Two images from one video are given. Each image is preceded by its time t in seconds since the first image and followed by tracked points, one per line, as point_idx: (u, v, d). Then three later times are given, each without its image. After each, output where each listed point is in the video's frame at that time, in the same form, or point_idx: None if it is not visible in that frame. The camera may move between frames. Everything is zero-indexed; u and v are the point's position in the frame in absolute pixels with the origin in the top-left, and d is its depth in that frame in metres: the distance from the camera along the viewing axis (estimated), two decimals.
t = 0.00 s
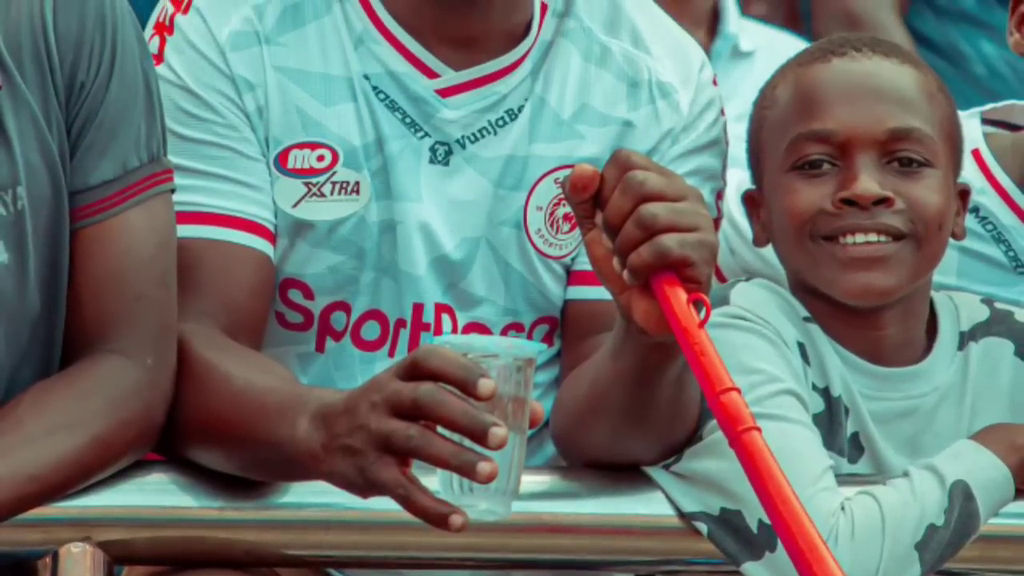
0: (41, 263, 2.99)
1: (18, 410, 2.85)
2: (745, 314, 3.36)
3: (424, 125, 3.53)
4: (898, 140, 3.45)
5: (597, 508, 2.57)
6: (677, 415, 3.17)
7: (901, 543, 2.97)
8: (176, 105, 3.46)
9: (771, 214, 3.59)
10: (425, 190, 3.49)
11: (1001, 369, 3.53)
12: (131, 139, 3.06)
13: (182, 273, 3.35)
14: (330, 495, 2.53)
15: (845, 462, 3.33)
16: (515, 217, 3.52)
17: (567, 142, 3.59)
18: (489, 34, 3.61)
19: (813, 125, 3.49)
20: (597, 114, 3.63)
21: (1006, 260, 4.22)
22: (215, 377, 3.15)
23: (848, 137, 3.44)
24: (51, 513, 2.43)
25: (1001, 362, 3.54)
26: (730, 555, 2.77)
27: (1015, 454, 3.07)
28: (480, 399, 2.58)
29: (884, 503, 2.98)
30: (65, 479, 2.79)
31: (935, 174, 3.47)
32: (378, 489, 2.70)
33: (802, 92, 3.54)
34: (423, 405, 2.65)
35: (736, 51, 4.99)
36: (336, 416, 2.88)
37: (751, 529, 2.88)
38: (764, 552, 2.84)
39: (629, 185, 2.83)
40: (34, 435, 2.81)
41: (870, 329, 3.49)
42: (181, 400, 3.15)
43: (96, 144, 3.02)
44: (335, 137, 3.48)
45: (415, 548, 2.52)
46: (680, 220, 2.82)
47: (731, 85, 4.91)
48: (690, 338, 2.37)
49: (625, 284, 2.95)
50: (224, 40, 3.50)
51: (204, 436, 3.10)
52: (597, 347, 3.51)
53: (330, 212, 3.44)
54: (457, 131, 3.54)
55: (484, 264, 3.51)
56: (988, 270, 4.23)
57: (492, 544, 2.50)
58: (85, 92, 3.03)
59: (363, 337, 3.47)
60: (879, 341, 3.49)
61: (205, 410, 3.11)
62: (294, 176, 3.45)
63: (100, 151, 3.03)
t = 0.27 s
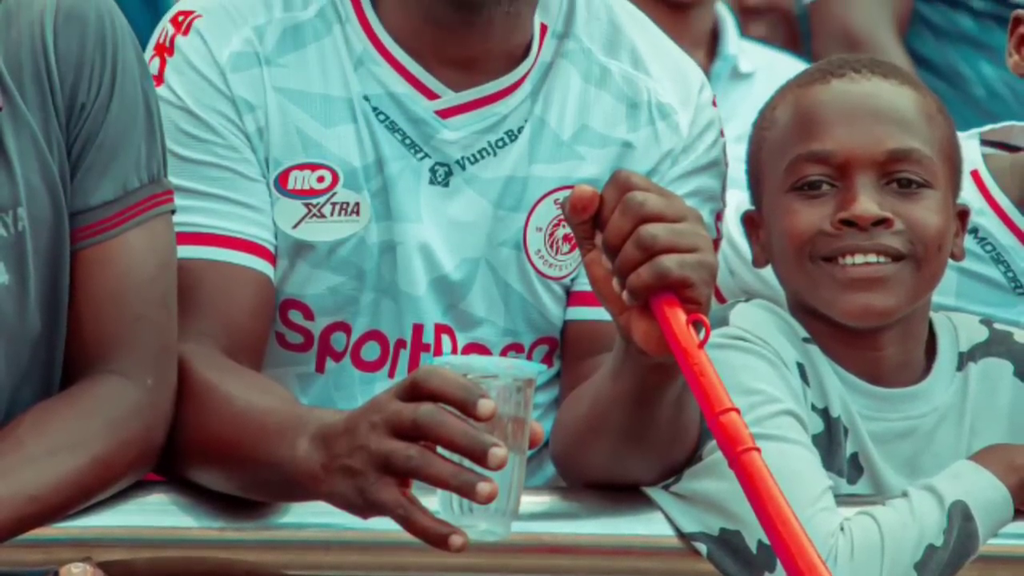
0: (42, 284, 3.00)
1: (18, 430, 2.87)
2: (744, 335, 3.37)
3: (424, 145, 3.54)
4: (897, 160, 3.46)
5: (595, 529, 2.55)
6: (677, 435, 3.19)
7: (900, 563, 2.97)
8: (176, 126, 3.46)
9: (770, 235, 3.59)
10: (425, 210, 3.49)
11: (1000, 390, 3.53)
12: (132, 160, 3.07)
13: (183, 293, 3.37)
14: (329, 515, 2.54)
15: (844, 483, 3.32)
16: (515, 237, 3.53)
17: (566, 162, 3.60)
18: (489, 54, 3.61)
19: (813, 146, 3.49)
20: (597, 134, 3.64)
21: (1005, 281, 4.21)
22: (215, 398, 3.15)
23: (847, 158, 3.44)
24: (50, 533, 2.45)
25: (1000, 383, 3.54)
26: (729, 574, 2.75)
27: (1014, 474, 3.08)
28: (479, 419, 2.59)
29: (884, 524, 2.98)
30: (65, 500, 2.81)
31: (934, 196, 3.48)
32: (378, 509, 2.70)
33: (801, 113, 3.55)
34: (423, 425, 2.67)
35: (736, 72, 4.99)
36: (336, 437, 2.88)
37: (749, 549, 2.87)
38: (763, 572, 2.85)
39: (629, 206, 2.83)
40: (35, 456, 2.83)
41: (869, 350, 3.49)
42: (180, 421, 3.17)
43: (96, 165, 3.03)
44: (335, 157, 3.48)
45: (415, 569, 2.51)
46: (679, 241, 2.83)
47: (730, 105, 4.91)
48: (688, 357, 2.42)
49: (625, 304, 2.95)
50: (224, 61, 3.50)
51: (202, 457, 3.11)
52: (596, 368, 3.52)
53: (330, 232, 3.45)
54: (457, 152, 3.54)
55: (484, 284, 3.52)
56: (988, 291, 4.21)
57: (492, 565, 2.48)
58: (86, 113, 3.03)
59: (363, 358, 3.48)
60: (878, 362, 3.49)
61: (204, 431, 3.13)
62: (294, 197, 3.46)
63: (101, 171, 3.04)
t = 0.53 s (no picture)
0: (42, 304, 3.00)
1: (19, 450, 2.89)
2: (744, 355, 3.37)
3: (424, 166, 3.54)
4: (897, 182, 3.46)
5: (594, 549, 2.61)
6: (676, 457, 3.19)
7: None
8: (176, 146, 3.47)
9: (769, 255, 3.60)
10: (425, 231, 3.50)
11: (999, 410, 3.52)
12: (132, 181, 3.07)
13: (183, 314, 3.37)
14: (329, 535, 2.54)
15: (843, 503, 3.34)
16: (514, 258, 3.53)
17: (566, 183, 3.60)
18: (489, 76, 3.61)
19: (812, 167, 3.50)
20: (597, 155, 3.64)
21: (1004, 301, 4.20)
22: (216, 418, 3.16)
23: (846, 179, 3.45)
24: (51, 554, 2.47)
25: (999, 404, 3.53)
26: None
27: (1013, 494, 3.09)
28: (479, 440, 2.61)
29: (883, 543, 2.98)
30: (66, 519, 2.81)
31: (933, 217, 3.48)
32: (378, 530, 2.70)
33: (801, 134, 3.56)
34: (423, 446, 2.66)
35: (736, 93, 4.99)
36: (336, 457, 2.88)
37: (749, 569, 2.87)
38: None
39: (628, 227, 2.84)
40: (36, 475, 2.85)
41: (868, 370, 3.49)
42: (181, 441, 3.18)
43: (96, 187, 3.04)
44: (335, 178, 3.49)
45: None
46: (679, 262, 2.83)
47: (730, 126, 4.92)
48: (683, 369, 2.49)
49: (624, 325, 2.96)
50: (224, 82, 3.50)
51: (203, 477, 3.13)
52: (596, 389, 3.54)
53: (329, 253, 3.45)
54: (456, 173, 3.55)
55: (483, 305, 3.52)
56: (987, 311, 4.21)
57: None
58: (86, 134, 3.05)
59: (363, 379, 3.49)
60: (877, 382, 3.50)
61: (205, 450, 3.14)
62: (294, 218, 3.46)
63: (101, 193, 3.05)
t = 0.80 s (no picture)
0: (43, 324, 3.01)
1: (19, 470, 2.90)
2: (743, 376, 3.37)
3: (424, 187, 3.54)
4: (896, 203, 3.47)
5: (596, 567, 2.65)
6: (675, 477, 3.19)
7: None
8: (177, 167, 3.47)
9: (768, 276, 3.60)
10: (425, 252, 3.50)
11: (999, 431, 3.52)
12: (132, 202, 3.08)
13: (183, 334, 3.38)
14: (328, 556, 2.56)
15: (842, 524, 3.35)
16: (514, 278, 3.54)
17: (565, 205, 3.61)
18: (489, 97, 3.62)
19: (811, 188, 3.50)
20: (596, 176, 3.65)
21: (1003, 321, 4.19)
22: (216, 439, 3.15)
23: (845, 200, 3.45)
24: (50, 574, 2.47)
25: (998, 425, 3.53)
26: None
27: (1012, 515, 3.09)
28: (479, 460, 2.61)
29: (882, 563, 2.98)
30: (65, 539, 2.85)
31: (932, 238, 3.49)
32: (378, 550, 2.74)
33: (801, 156, 3.56)
34: (424, 467, 2.67)
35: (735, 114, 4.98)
36: (336, 477, 2.88)
37: None
38: None
39: (627, 248, 2.85)
40: (35, 496, 2.86)
41: (867, 391, 3.50)
42: (180, 462, 3.17)
43: (97, 208, 3.05)
44: (334, 199, 3.50)
45: None
46: (679, 283, 2.84)
47: (729, 147, 4.92)
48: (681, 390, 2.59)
49: (624, 346, 2.95)
50: (225, 103, 3.50)
51: (206, 497, 3.12)
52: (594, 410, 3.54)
53: (330, 273, 3.46)
54: (456, 194, 3.55)
55: (483, 326, 3.53)
56: (987, 332, 4.20)
57: None
58: (87, 155, 3.06)
59: (363, 400, 3.50)
60: (876, 403, 3.50)
61: (206, 471, 3.12)
62: (295, 239, 3.48)
63: (101, 214, 3.05)
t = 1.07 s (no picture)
0: (44, 345, 3.01)
1: (19, 491, 2.91)
2: (741, 396, 3.38)
3: (424, 208, 3.55)
4: (895, 223, 3.48)
5: None
6: (675, 497, 3.19)
7: None
8: (177, 188, 3.49)
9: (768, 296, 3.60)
10: (425, 273, 3.51)
11: (998, 452, 3.52)
12: (132, 224, 3.08)
13: (183, 355, 3.39)
14: None
15: (841, 544, 3.35)
16: (514, 299, 3.54)
17: (565, 226, 3.62)
18: (489, 118, 3.63)
19: (810, 208, 3.51)
20: (595, 197, 3.65)
21: (1001, 341, 4.17)
22: (217, 459, 3.15)
23: (845, 221, 3.46)
24: None
25: (997, 445, 3.53)
26: None
27: (1011, 535, 3.09)
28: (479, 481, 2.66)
29: None
30: (66, 560, 2.86)
31: (931, 258, 3.49)
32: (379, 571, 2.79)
33: (801, 176, 3.56)
34: (423, 487, 2.71)
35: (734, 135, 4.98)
36: (336, 498, 2.89)
37: None
38: None
39: (626, 269, 2.85)
40: (35, 516, 2.87)
41: (866, 412, 3.50)
42: (181, 481, 3.17)
43: (97, 229, 3.06)
44: (334, 220, 3.51)
45: None
46: (679, 303, 2.85)
47: (729, 169, 4.92)
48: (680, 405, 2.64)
49: (624, 366, 2.96)
50: (227, 125, 3.52)
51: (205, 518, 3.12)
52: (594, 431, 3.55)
53: (331, 293, 3.47)
54: (456, 215, 3.55)
55: (483, 347, 3.54)
56: (985, 353, 4.18)
57: None
58: (87, 176, 3.07)
59: (363, 420, 3.50)
60: (875, 424, 3.50)
61: (206, 492, 3.12)
62: (295, 259, 3.48)
63: (102, 234, 3.06)
